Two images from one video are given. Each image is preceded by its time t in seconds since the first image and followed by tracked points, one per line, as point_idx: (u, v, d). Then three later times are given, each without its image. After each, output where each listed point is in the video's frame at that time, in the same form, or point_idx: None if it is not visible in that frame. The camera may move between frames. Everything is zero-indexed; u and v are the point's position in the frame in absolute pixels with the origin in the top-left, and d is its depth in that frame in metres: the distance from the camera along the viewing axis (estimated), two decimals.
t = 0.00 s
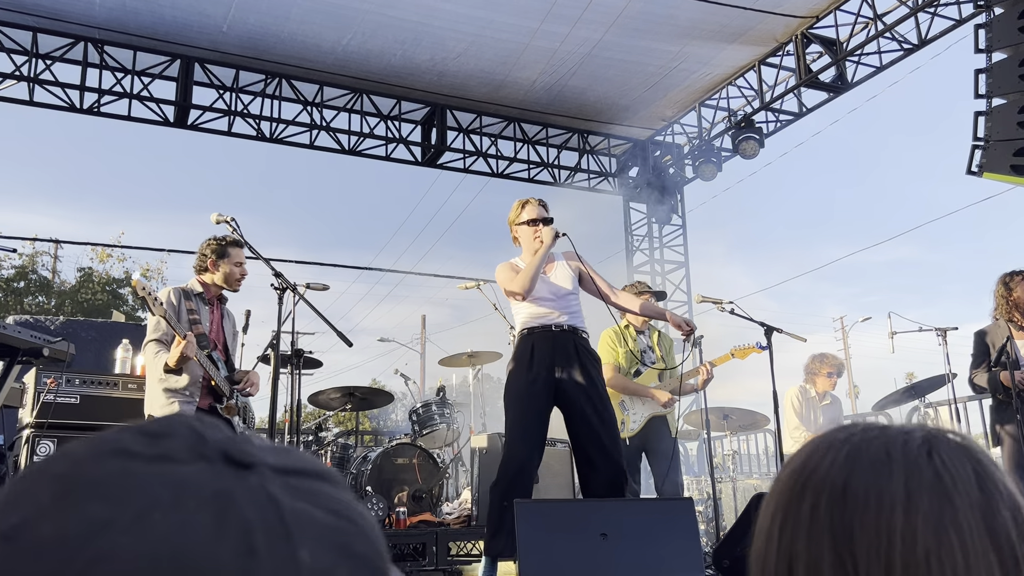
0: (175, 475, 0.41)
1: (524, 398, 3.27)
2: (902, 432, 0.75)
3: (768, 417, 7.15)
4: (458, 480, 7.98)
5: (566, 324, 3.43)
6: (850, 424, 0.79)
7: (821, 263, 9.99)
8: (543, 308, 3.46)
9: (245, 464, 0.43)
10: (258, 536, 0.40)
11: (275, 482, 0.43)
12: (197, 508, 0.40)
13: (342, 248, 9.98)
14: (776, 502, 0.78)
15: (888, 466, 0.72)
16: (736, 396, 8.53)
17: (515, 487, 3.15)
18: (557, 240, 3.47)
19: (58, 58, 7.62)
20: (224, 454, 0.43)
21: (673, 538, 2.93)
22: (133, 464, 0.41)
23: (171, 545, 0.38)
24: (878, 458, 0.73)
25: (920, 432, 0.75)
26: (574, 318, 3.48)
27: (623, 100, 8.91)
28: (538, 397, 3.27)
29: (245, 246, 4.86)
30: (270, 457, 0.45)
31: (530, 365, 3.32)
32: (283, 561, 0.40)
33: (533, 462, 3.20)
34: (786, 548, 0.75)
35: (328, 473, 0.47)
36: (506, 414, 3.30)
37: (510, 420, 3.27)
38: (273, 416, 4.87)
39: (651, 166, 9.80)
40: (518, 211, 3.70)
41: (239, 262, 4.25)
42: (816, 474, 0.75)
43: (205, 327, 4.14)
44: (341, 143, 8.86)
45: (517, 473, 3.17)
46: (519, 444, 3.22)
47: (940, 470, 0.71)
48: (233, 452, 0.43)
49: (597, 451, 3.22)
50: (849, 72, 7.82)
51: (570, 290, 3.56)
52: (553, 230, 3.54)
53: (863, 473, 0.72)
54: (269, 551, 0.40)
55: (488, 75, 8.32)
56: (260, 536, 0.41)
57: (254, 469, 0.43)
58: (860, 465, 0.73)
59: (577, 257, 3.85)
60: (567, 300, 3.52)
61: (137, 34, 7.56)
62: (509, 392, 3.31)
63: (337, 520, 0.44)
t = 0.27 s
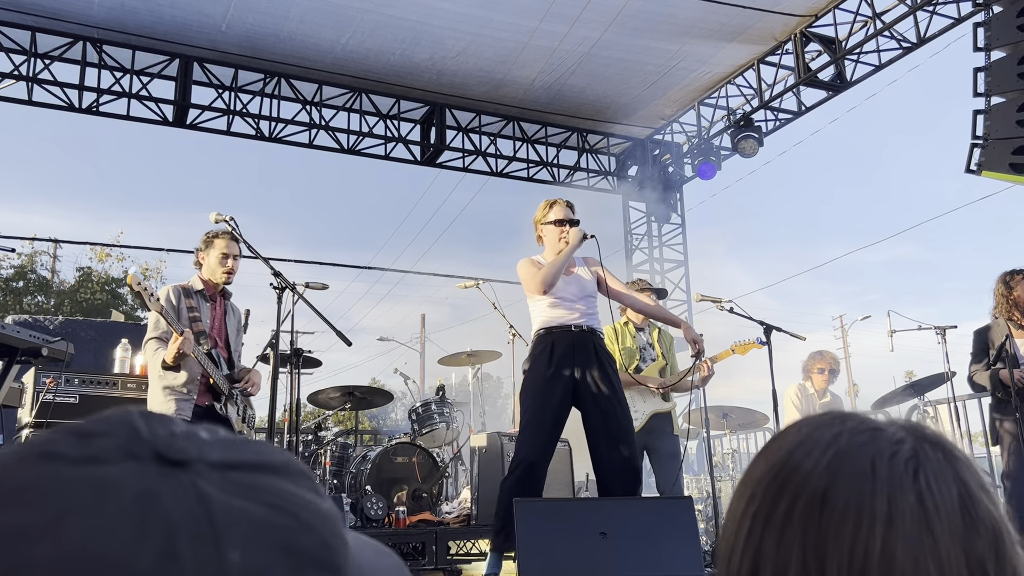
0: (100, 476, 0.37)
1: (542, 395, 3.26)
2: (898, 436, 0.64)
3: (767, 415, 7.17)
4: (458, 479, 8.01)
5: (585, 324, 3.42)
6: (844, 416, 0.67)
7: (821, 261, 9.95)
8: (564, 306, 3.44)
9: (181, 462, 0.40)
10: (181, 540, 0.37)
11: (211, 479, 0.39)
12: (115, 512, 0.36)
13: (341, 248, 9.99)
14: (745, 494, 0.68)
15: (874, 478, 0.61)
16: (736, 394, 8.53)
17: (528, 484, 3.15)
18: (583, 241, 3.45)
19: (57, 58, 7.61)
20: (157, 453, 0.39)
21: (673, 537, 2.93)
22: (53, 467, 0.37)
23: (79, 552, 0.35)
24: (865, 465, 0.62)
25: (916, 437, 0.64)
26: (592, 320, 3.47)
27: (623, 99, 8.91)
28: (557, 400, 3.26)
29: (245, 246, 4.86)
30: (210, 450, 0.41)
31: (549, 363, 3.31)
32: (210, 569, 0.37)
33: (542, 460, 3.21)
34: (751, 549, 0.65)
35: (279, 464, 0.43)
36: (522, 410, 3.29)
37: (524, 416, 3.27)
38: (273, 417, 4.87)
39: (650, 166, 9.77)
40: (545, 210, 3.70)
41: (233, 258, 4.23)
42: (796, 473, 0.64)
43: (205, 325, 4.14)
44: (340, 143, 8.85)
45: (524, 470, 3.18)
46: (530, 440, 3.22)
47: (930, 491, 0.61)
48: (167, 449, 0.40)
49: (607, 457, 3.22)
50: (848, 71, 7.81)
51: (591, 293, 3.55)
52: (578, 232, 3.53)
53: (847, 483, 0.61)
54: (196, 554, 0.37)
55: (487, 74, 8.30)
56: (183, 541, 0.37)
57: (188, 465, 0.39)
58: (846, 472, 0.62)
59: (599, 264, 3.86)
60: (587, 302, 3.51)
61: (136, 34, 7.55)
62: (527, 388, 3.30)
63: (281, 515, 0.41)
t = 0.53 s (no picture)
0: (23, 473, 0.38)
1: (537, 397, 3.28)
2: (846, 431, 0.68)
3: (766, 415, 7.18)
4: (457, 478, 8.01)
5: (574, 321, 3.39)
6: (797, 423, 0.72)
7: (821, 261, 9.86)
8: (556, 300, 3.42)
9: (106, 461, 0.39)
10: (87, 537, 0.37)
11: (131, 478, 0.39)
12: (25, 508, 0.37)
13: (340, 247, 10.00)
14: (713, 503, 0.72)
15: (824, 467, 0.65)
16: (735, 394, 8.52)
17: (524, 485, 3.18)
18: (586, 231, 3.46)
19: (55, 57, 7.61)
20: (82, 452, 0.39)
21: (671, 536, 2.94)
22: None
23: None
24: (815, 456, 0.66)
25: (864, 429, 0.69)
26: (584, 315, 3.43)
27: (622, 98, 8.91)
28: (550, 396, 3.28)
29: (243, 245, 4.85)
30: (143, 451, 0.41)
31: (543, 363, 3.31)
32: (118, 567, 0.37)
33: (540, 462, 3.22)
34: (719, 549, 0.69)
35: (219, 465, 0.42)
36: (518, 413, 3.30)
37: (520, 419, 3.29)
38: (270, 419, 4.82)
39: (650, 166, 9.74)
40: (550, 203, 3.68)
41: (224, 254, 4.18)
42: (754, 473, 0.68)
43: (203, 322, 4.15)
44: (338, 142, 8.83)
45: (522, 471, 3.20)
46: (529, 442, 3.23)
47: (879, 472, 0.65)
48: (92, 448, 0.39)
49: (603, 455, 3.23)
50: (846, 70, 7.79)
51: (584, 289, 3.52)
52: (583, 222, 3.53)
53: (799, 472, 0.66)
54: (102, 552, 0.37)
55: (485, 74, 8.31)
56: (89, 538, 0.37)
57: (112, 465, 0.39)
58: (798, 464, 0.66)
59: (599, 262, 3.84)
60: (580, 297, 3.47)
61: (134, 33, 7.55)
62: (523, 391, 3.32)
63: (205, 515, 0.39)
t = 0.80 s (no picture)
0: None
1: (523, 394, 3.26)
2: (877, 436, 0.62)
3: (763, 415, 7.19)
4: (456, 478, 8.00)
5: (559, 320, 3.40)
6: (828, 417, 0.66)
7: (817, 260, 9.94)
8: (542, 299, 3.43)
9: (26, 459, 0.39)
10: None
11: (43, 477, 0.38)
12: None
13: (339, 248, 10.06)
14: (730, 490, 0.68)
15: (843, 479, 0.60)
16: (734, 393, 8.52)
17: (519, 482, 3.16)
18: (572, 230, 3.44)
19: (54, 57, 7.61)
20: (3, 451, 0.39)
21: (670, 535, 2.94)
22: None
23: None
24: (836, 466, 0.61)
25: (896, 436, 0.62)
26: (569, 314, 3.45)
27: (620, 98, 8.91)
28: (537, 392, 3.27)
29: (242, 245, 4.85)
30: (71, 449, 0.40)
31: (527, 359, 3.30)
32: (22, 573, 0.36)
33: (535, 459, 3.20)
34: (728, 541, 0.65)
35: (150, 463, 0.41)
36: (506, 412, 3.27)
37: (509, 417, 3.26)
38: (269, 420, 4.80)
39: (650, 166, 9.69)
40: (535, 202, 3.68)
41: (225, 261, 4.20)
42: (772, 471, 0.63)
43: (202, 327, 4.15)
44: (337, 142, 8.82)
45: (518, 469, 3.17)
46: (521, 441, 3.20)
47: (899, 492, 0.60)
48: (13, 449, 0.39)
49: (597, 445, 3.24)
50: (845, 69, 7.79)
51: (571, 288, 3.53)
52: (569, 220, 3.52)
53: (817, 480, 0.61)
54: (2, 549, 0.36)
55: (484, 73, 8.32)
56: None
57: (31, 464, 0.39)
58: (817, 470, 0.61)
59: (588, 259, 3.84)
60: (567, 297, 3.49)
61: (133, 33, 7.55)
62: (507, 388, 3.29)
63: (115, 515, 0.38)
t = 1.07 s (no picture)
0: None
1: (535, 391, 3.25)
2: (897, 448, 0.53)
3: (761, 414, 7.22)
4: (455, 477, 8.01)
5: (575, 322, 3.41)
6: (849, 418, 0.55)
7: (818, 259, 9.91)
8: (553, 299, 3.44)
9: None
10: None
11: None
12: None
13: (338, 247, 10.08)
14: (739, 499, 0.57)
15: (856, 502, 0.51)
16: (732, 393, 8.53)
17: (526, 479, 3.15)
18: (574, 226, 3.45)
19: (52, 57, 7.59)
20: None
21: (670, 534, 2.94)
22: None
23: None
24: (852, 485, 0.52)
25: (918, 447, 0.53)
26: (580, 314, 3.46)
27: (619, 98, 8.91)
28: (549, 389, 3.26)
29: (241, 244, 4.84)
30: (13, 440, 0.36)
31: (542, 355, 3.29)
32: None
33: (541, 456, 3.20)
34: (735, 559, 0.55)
35: (92, 455, 0.37)
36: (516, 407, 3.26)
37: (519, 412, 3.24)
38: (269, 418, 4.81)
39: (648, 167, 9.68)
40: (534, 202, 3.69)
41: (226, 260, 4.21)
42: (794, 482, 0.53)
43: (200, 324, 4.15)
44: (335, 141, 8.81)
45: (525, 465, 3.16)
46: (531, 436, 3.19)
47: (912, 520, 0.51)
48: None
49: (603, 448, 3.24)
50: (843, 69, 7.79)
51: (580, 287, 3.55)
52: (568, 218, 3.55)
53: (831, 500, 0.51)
54: None
55: (483, 73, 8.31)
56: None
57: None
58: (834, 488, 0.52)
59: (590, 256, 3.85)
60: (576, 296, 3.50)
61: (131, 33, 7.54)
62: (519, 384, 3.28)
63: (42, 515, 0.35)
